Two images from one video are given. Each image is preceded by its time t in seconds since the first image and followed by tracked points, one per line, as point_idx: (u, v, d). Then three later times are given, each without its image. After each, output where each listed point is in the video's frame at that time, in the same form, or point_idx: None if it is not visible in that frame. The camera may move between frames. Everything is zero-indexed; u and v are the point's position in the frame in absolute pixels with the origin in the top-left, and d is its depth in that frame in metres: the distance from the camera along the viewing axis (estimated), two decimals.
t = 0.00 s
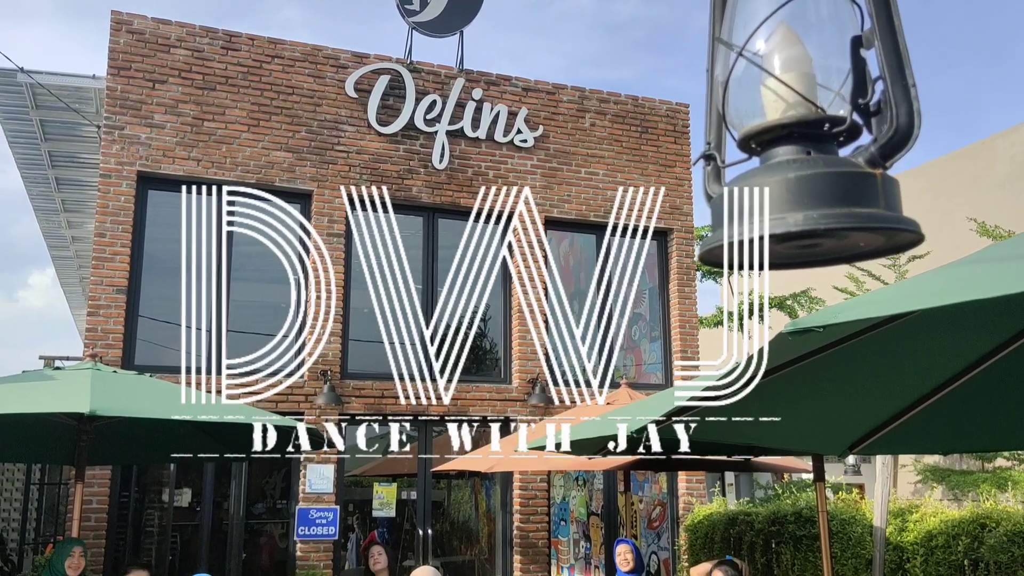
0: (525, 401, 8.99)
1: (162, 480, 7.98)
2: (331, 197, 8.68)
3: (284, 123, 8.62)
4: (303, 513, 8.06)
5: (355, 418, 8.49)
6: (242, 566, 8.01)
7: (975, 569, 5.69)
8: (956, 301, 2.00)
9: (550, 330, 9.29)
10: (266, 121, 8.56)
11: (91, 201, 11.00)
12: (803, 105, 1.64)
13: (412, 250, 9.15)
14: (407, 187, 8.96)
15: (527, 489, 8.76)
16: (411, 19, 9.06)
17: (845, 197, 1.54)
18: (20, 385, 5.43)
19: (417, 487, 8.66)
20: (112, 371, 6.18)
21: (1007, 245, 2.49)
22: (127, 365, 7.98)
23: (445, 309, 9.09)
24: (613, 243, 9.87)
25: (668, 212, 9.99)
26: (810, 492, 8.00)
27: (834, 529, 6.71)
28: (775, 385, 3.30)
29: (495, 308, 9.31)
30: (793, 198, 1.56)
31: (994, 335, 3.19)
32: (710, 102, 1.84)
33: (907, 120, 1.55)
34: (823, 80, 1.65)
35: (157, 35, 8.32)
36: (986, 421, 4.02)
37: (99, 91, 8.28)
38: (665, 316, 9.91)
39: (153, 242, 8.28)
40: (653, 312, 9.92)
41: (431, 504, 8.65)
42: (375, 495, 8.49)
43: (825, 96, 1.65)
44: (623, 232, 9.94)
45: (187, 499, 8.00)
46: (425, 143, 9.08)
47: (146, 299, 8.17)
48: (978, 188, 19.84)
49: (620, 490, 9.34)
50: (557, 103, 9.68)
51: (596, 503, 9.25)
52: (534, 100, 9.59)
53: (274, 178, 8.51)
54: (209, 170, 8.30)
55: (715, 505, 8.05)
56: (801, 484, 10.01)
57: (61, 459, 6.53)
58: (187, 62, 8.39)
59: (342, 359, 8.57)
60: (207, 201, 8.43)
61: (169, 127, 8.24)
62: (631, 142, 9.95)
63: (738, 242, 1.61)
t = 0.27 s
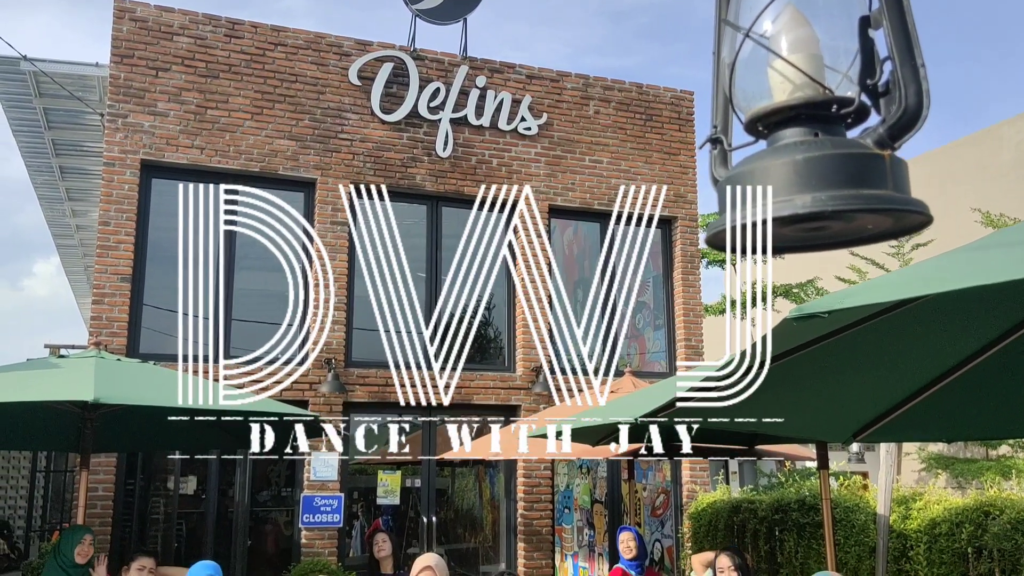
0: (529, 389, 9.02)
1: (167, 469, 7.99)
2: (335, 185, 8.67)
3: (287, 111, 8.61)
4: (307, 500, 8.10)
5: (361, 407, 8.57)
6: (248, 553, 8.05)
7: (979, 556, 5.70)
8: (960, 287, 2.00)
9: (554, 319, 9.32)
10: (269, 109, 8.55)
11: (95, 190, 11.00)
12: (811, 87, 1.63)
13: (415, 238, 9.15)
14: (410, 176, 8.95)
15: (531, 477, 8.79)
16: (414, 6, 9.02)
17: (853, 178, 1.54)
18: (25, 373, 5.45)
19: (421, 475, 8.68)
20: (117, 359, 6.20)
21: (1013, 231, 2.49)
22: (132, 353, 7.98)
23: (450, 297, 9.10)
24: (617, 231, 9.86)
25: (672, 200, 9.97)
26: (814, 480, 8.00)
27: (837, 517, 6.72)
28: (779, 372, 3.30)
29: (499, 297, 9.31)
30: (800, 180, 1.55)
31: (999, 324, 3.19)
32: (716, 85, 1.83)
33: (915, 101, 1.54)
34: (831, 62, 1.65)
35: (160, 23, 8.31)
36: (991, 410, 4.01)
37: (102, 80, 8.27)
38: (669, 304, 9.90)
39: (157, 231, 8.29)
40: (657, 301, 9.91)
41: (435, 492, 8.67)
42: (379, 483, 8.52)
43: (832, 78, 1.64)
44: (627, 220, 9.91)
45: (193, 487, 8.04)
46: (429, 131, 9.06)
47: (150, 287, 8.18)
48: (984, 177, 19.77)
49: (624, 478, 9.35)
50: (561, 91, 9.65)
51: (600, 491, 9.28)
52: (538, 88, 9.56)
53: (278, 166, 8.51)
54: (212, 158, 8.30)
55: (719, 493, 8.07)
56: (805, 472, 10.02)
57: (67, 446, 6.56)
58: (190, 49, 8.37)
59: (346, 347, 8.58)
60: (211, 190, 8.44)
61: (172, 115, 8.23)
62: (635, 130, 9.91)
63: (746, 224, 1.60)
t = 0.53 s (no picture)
0: (531, 382, 9.02)
1: (170, 461, 8.02)
2: (336, 178, 8.67)
3: (289, 105, 8.60)
4: (310, 493, 8.12)
5: (364, 400, 8.60)
6: (250, 545, 8.07)
7: (981, 549, 5.68)
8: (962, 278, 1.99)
9: (556, 312, 9.33)
10: (271, 102, 8.54)
11: (98, 183, 11.01)
12: (809, 74, 1.63)
13: (417, 232, 9.15)
14: (412, 169, 8.94)
15: (533, 470, 8.80)
16: None
17: (851, 165, 1.53)
18: (26, 366, 5.46)
19: (423, 468, 8.68)
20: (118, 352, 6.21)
21: (1014, 222, 2.48)
22: (134, 346, 8.00)
23: (452, 291, 9.10)
24: (619, 224, 9.85)
25: (674, 193, 9.95)
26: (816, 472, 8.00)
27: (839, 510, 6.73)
28: (780, 364, 3.30)
29: (501, 290, 9.30)
30: (799, 166, 1.54)
31: (1001, 316, 3.19)
32: (715, 73, 1.82)
33: (914, 90, 1.52)
34: (830, 50, 1.64)
35: (161, 16, 8.30)
36: (993, 402, 4.01)
37: (104, 73, 8.26)
38: (672, 297, 9.90)
39: (159, 224, 8.30)
40: (659, 294, 9.90)
41: (437, 485, 8.68)
42: (381, 476, 8.52)
43: (832, 66, 1.64)
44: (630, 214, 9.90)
45: (195, 480, 8.06)
46: (430, 124, 9.05)
47: (153, 281, 8.19)
48: (988, 169, 19.71)
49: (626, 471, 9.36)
50: (563, 84, 9.63)
51: (602, 484, 9.29)
52: (539, 80, 9.54)
53: (280, 159, 8.51)
54: (214, 151, 8.30)
55: (721, 486, 8.07)
56: (807, 464, 10.02)
57: (69, 439, 6.58)
58: (191, 42, 8.36)
59: (348, 341, 8.59)
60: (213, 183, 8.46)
61: (174, 108, 8.22)
62: (637, 123, 9.90)
63: (743, 211, 1.60)
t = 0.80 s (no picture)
0: (533, 373, 9.02)
1: (173, 452, 8.05)
2: (338, 169, 8.66)
3: (290, 95, 8.59)
4: (312, 484, 8.14)
5: (365, 391, 8.62)
6: (253, 536, 8.10)
7: (982, 540, 5.68)
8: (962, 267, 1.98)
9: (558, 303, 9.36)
10: (272, 93, 8.53)
11: (99, 174, 11.00)
12: (805, 59, 1.64)
13: (418, 223, 9.15)
14: (413, 160, 8.93)
15: (534, 460, 8.84)
16: None
17: (845, 151, 1.54)
18: (29, 356, 5.48)
19: (425, 459, 8.71)
20: (121, 342, 6.22)
21: (1013, 212, 2.48)
22: (137, 337, 8.01)
23: (454, 283, 9.12)
24: (621, 215, 9.84)
25: (676, 184, 9.93)
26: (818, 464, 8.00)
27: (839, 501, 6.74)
28: (781, 355, 3.31)
29: (503, 281, 9.28)
30: (792, 152, 1.55)
31: (1001, 307, 3.19)
32: (710, 57, 1.83)
33: (908, 76, 1.59)
34: (826, 36, 1.66)
35: (162, 6, 8.29)
36: (993, 393, 4.01)
37: (105, 64, 8.26)
38: (673, 289, 9.91)
39: (161, 215, 8.30)
40: (661, 285, 9.92)
41: (439, 476, 8.71)
42: (383, 467, 8.53)
43: (827, 52, 1.66)
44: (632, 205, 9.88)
45: (198, 470, 8.09)
46: (432, 115, 9.04)
47: (155, 272, 8.20)
48: (992, 161, 19.63)
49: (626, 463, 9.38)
50: (565, 74, 9.60)
51: (604, 475, 9.32)
52: (541, 71, 9.51)
53: (281, 150, 8.50)
54: (216, 142, 8.29)
55: (722, 477, 8.07)
56: (809, 455, 10.03)
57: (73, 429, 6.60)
58: (192, 33, 8.35)
59: (350, 332, 8.60)
60: (215, 175, 8.47)
61: (175, 99, 8.22)
62: (640, 114, 9.87)
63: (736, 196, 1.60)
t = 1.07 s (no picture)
0: (535, 360, 9.02)
1: (176, 438, 8.09)
2: (340, 156, 8.64)
3: (292, 81, 8.56)
4: (314, 470, 8.16)
5: (367, 377, 8.63)
6: (255, 522, 8.13)
7: (983, 526, 5.68)
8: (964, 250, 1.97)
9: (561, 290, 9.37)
10: (273, 79, 8.50)
11: (100, 160, 10.99)
12: (805, 36, 1.65)
13: (420, 210, 9.12)
14: (415, 146, 8.90)
15: (536, 446, 8.84)
16: None
17: (844, 127, 1.55)
18: (32, 342, 5.50)
19: (427, 445, 8.73)
20: (123, 328, 6.23)
21: (1016, 196, 2.47)
22: (139, 324, 8.03)
23: (457, 270, 9.11)
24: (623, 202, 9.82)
25: (679, 171, 9.90)
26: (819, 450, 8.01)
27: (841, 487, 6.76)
28: (781, 340, 3.30)
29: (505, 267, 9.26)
30: (791, 127, 1.56)
31: (1004, 294, 3.18)
32: (710, 36, 1.84)
33: (908, 52, 1.58)
34: (826, 13, 1.65)
35: None
36: (994, 379, 4.01)
37: (106, 49, 8.24)
38: (676, 275, 9.89)
39: (162, 201, 8.29)
40: (663, 272, 9.89)
41: (441, 462, 8.74)
42: (386, 453, 8.58)
43: (827, 29, 1.65)
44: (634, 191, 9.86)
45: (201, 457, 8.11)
46: (434, 101, 9.01)
47: (157, 259, 8.20)
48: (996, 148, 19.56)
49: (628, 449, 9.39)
50: (568, 60, 9.56)
51: (605, 461, 9.35)
52: (544, 57, 9.47)
53: (283, 136, 8.49)
54: (217, 128, 8.28)
55: (724, 464, 8.09)
56: (811, 442, 10.04)
57: (77, 415, 6.63)
58: (193, 18, 8.32)
59: (352, 318, 8.60)
60: (217, 161, 8.47)
61: (177, 85, 8.20)
62: (642, 100, 9.83)
63: (735, 172, 1.60)
